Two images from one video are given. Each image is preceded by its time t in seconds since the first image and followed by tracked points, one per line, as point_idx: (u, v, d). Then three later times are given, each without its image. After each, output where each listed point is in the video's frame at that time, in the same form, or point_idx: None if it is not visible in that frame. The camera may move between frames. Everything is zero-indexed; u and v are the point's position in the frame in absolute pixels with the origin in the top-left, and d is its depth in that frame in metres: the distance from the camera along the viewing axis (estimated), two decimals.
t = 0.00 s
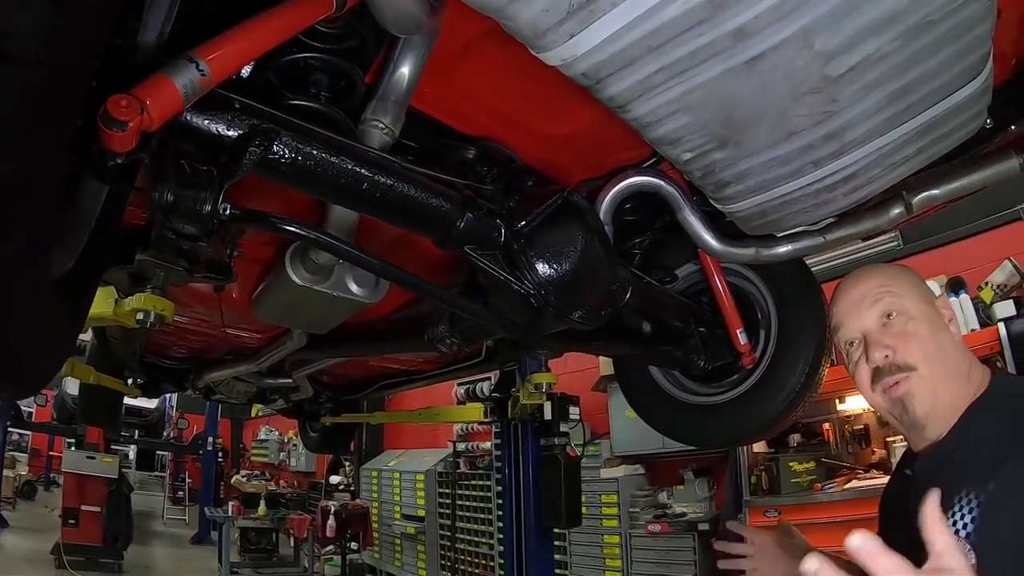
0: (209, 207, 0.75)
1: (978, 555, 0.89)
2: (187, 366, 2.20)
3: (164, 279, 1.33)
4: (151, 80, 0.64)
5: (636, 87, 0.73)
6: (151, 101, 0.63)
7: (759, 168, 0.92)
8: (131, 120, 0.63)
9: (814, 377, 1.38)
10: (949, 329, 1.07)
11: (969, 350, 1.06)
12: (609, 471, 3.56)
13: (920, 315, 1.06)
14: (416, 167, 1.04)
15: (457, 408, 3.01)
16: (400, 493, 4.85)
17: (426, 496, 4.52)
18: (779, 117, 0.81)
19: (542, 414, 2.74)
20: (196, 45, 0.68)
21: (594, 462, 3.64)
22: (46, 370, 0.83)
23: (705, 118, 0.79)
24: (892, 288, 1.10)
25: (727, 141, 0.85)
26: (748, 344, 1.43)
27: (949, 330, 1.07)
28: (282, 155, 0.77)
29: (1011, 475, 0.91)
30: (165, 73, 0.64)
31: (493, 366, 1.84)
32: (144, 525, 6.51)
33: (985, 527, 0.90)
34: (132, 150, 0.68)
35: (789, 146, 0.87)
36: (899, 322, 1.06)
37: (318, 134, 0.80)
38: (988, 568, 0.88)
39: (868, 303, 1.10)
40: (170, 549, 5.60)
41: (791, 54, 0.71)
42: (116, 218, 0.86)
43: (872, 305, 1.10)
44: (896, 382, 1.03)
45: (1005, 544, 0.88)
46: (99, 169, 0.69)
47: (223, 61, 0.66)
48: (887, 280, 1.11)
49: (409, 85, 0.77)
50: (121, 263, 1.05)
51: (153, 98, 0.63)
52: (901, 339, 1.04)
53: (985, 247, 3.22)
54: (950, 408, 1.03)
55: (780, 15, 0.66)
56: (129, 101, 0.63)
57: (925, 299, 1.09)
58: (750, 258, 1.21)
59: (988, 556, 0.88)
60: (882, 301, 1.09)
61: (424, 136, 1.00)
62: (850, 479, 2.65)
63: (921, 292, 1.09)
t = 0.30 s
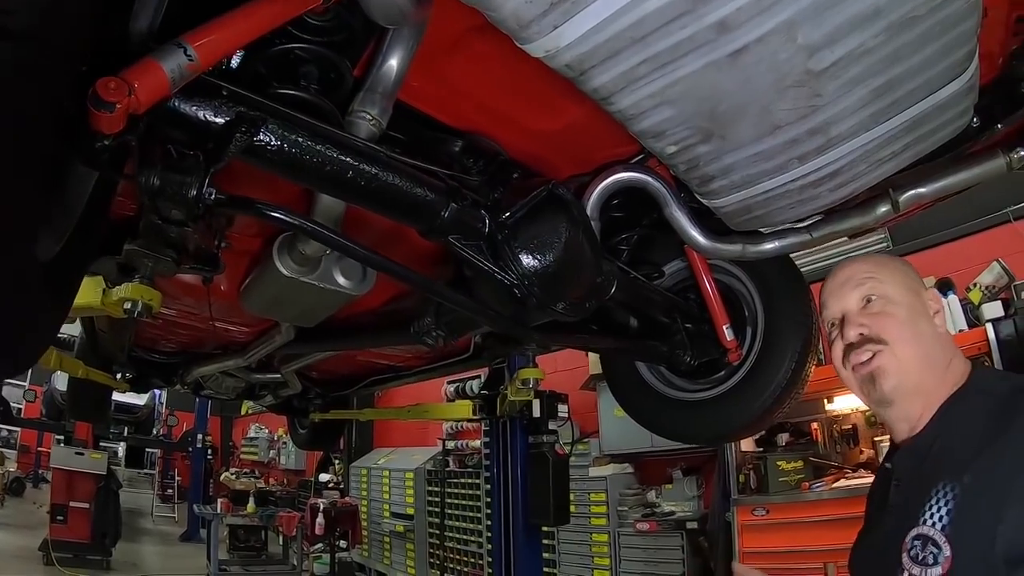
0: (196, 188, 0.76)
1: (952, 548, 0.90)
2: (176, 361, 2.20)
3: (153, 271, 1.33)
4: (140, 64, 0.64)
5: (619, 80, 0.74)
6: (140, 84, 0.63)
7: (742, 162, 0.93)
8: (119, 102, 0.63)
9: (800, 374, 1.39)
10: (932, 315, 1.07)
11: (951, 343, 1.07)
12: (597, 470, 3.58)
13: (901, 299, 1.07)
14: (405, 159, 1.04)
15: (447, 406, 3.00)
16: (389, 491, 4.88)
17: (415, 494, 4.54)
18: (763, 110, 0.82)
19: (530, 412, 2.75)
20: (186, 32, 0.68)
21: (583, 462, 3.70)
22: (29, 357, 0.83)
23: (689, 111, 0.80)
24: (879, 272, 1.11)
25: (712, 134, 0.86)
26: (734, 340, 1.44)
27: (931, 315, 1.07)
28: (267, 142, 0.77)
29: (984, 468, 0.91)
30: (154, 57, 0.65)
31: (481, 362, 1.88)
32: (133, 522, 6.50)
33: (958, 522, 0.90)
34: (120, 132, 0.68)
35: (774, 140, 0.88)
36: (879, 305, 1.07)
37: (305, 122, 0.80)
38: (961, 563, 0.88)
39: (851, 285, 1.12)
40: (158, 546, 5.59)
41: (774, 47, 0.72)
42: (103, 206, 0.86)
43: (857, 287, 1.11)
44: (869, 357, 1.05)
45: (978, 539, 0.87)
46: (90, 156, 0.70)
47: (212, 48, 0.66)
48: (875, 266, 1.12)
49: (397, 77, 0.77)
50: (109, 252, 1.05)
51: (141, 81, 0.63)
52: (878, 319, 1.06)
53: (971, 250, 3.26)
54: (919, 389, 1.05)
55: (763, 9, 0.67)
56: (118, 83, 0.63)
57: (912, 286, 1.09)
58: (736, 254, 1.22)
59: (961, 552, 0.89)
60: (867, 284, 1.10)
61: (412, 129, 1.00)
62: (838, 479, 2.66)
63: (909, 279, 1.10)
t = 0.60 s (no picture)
0: (183, 173, 0.76)
1: (933, 549, 0.89)
2: (167, 355, 2.19)
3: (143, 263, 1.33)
4: (131, 49, 0.65)
5: (604, 71, 0.75)
6: (129, 68, 0.64)
7: (728, 156, 0.94)
8: (109, 85, 0.64)
9: (787, 370, 1.39)
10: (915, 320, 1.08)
11: (932, 346, 1.08)
12: (588, 469, 3.64)
13: (885, 303, 1.08)
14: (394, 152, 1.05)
15: (438, 403, 3.01)
16: (380, 489, 4.95)
17: (406, 493, 4.58)
18: (748, 103, 0.83)
19: (520, 410, 2.76)
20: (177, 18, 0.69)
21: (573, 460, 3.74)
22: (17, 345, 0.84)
23: (674, 104, 0.81)
24: (863, 275, 1.12)
25: (698, 127, 0.86)
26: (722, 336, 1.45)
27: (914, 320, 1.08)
28: (255, 130, 0.77)
29: (963, 467, 0.91)
30: (143, 42, 0.65)
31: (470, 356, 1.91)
32: (124, 520, 6.50)
33: (938, 521, 0.90)
34: (110, 114, 0.70)
35: (759, 134, 0.89)
36: (862, 307, 1.09)
37: (292, 111, 0.80)
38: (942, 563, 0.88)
39: (835, 286, 1.13)
40: (149, 544, 5.58)
41: (758, 39, 0.73)
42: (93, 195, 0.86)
43: (842, 289, 1.12)
44: (850, 359, 1.05)
45: (959, 538, 0.87)
46: (81, 141, 0.71)
47: (203, 34, 0.66)
48: (861, 269, 1.13)
49: (387, 69, 0.77)
50: (99, 241, 1.05)
51: (131, 65, 0.64)
52: (861, 322, 1.07)
53: (961, 251, 3.29)
54: (901, 392, 1.06)
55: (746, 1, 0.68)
56: (108, 67, 0.64)
57: (895, 290, 1.10)
58: (724, 250, 1.23)
59: (941, 551, 0.88)
60: (852, 286, 1.11)
61: (401, 122, 1.01)
62: (828, 477, 2.68)
63: (893, 283, 1.11)
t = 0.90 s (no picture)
0: (174, 157, 0.77)
1: (923, 547, 0.88)
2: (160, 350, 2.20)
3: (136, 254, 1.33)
4: (126, 33, 0.66)
5: (592, 63, 0.76)
6: (124, 52, 0.65)
7: (717, 150, 0.94)
8: (103, 68, 0.64)
9: (777, 365, 1.40)
10: (904, 343, 1.04)
11: (919, 348, 1.05)
12: (580, 466, 3.67)
13: (871, 335, 1.04)
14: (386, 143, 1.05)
15: (430, 399, 3.01)
16: (372, 487, 4.98)
17: (398, 491, 4.61)
18: (737, 96, 0.84)
19: (512, 407, 2.78)
20: (173, 3, 0.69)
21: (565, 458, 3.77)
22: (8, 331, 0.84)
23: (663, 95, 0.82)
24: (850, 303, 1.08)
25: (686, 120, 0.87)
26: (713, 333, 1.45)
27: (902, 345, 1.03)
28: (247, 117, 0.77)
29: (950, 465, 0.89)
30: (139, 27, 0.66)
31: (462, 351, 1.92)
32: (116, 517, 6.50)
33: (928, 519, 0.89)
34: (104, 96, 0.73)
35: (748, 127, 0.90)
36: (848, 346, 1.05)
37: (285, 99, 0.80)
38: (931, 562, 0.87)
39: (812, 305, 1.13)
40: (141, 541, 5.59)
41: (746, 32, 0.73)
42: (87, 182, 0.86)
43: (829, 322, 1.09)
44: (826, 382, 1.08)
45: (948, 536, 0.86)
46: (76, 127, 0.73)
47: (198, 20, 0.67)
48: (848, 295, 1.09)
49: (379, 61, 0.78)
50: (92, 231, 1.05)
51: (126, 49, 0.65)
52: (828, 342, 1.08)
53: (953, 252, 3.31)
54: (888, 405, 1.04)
55: None
56: (104, 49, 0.64)
57: (884, 314, 1.05)
58: (714, 245, 1.23)
59: (932, 549, 0.87)
60: (830, 308, 1.10)
61: (394, 115, 1.01)
62: (819, 475, 2.70)
63: (882, 304, 1.06)
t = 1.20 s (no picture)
0: (171, 149, 0.78)
1: (887, 547, 0.89)
2: (153, 345, 2.20)
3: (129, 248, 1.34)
4: (125, 24, 0.66)
5: (583, 59, 0.77)
6: (124, 43, 0.66)
7: (707, 147, 0.96)
8: (103, 58, 0.65)
9: (767, 361, 1.42)
10: (894, 344, 1.03)
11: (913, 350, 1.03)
12: (572, 465, 3.68)
13: (858, 332, 1.05)
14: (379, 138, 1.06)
15: (423, 397, 3.02)
16: (365, 485, 4.99)
17: (391, 489, 4.62)
18: (726, 93, 0.85)
19: (505, 405, 2.79)
20: None
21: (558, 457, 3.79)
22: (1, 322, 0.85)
23: (653, 92, 0.83)
24: (841, 302, 1.08)
25: (675, 117, 0.88)
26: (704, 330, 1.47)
27: (891, 346, 1.03)
28: (242, 109, 0.78)
29: (917, 468, 0.89)
30: (138, 18, 0.67)
31: (456, 348, 1.93)
32: (108, 515, 6.49)
33: (894, 520, 0.89)
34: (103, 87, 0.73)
35: (737, 125, 0.91)
36: (835, 342, 1.07)
37: (280, 91, 0.81)
38: (892, 562, 0.88)
39: (809, 307, 1.14)
40: (133, 539, 5.58)
41: (735, 30, 0.75)
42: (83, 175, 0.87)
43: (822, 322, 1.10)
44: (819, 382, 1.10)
45: (907, 536, 0.87)
46: (74, 117, 0.73)
47: (196, 13, 0.68)
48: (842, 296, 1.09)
49: (374, 57, 0.78)
50: (87, 224, 1.06)
51: (125, 40, 0.65)
52: (817, 341, 1.10)
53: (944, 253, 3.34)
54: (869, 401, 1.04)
55: None
56: (103, 40, 0.65)
57: (874, 313, 1.05)
58: (705, 243, 1.24)
59: (893, 549, 0.88)
60: (822, 307, 1.11)
61: (387, 110, 1.02)
62: (810, 475, 2.71)
63: (873, 303, 1.06)
